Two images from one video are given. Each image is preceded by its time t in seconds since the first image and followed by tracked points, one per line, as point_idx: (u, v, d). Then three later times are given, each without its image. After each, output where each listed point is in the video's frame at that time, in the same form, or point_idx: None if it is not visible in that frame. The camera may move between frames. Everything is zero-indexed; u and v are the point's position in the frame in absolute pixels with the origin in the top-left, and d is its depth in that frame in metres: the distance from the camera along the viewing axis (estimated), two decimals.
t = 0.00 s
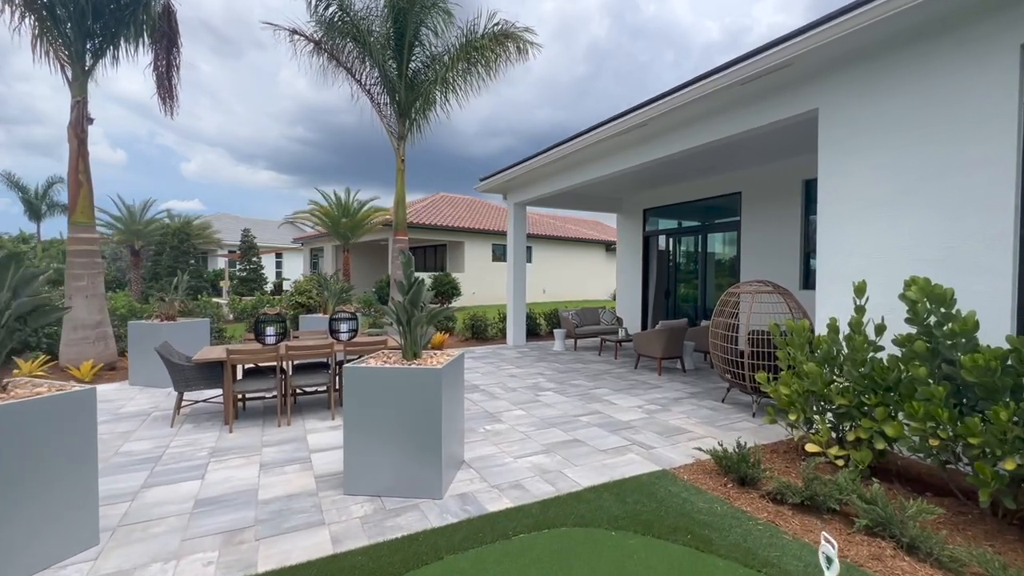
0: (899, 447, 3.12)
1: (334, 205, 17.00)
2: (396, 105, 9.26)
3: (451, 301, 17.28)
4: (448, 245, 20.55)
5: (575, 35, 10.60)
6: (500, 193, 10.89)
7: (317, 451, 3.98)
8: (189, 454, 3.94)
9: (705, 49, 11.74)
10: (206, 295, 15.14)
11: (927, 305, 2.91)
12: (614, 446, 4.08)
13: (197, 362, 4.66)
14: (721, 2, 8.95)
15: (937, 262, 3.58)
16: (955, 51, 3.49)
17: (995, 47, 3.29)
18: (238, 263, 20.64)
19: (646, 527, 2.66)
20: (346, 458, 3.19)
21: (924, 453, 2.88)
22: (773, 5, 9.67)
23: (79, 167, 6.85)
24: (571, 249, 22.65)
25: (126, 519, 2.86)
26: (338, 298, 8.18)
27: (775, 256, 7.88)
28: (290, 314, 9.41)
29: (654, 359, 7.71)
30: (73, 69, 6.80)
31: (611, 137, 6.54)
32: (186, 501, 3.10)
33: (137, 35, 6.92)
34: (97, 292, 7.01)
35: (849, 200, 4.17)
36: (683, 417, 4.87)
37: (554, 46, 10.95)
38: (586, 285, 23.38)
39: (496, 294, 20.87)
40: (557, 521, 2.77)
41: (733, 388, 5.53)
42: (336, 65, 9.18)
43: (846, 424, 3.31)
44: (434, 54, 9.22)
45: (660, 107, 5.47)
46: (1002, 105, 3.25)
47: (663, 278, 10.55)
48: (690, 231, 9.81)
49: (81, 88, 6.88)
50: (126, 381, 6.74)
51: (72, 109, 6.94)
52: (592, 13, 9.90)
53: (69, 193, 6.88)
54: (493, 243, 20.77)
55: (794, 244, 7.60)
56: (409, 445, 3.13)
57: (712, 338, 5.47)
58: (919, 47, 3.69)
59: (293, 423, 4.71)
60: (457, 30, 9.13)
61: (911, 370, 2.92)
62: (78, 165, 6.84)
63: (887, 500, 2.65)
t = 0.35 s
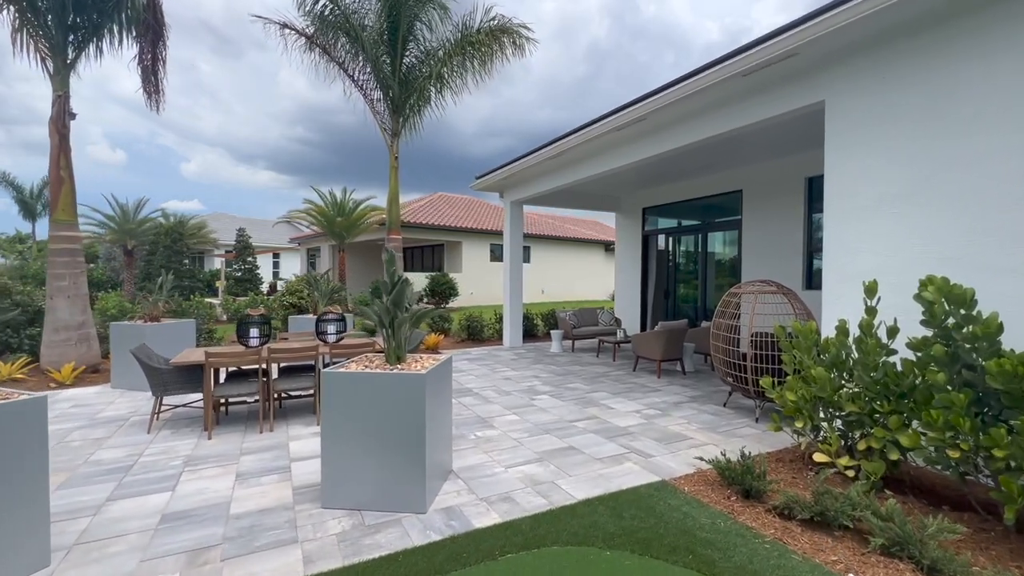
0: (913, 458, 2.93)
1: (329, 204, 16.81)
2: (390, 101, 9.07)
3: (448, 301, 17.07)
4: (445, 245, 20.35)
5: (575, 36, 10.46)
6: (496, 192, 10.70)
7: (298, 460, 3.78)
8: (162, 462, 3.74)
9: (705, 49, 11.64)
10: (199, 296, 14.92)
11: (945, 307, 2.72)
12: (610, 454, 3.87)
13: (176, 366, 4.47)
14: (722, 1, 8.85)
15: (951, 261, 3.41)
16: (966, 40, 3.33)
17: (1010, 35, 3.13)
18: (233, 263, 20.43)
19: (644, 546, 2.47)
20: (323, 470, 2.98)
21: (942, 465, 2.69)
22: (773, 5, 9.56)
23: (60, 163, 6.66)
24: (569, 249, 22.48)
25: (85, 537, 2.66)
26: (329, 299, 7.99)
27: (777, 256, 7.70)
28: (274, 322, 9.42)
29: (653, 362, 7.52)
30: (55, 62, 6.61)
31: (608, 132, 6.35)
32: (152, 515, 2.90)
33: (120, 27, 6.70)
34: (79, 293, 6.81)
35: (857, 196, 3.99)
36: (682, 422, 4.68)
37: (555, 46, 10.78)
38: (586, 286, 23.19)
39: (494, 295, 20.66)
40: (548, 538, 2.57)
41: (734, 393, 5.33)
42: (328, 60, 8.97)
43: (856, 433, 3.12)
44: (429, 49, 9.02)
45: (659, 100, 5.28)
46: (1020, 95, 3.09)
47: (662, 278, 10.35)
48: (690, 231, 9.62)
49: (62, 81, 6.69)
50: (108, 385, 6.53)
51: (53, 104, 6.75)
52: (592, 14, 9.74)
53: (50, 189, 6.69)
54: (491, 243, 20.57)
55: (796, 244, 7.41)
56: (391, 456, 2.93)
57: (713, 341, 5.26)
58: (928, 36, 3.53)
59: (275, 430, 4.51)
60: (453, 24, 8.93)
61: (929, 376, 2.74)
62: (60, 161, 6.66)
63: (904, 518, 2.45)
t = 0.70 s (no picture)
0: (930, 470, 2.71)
1: (323, 203, 16.57)
2: (381, 96, 8.87)
3: (443, 302, 16.84)
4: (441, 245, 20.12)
5: (575, 36, 10.20)
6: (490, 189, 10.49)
7: (272, 471, 3.54)
8: (127, 474, 3.49)
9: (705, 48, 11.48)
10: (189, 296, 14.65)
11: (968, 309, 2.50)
12: (606, 464, 3.64)
13: (148, 369, 4.23)
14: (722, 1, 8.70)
15: (964, 259, 3.20)
16: (960, 32, 3.22)
17: (1011, 23, 2.99)
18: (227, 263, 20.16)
19: (641, 570, 2.24)
20: (293, 485, 2.75)
21: (964, 480, 2.47)
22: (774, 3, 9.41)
23: (37, 158, 6.44)
24: (567, 250, 22.27)
25: (27, 561, 2.41)
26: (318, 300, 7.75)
27: (778, 255, 7.49)
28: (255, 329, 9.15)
29: (651, 364, 7.30)
30: (31, 53, 6.39)
31: (604, 127, 6.15)
32: (105, 535, 2.66)
33: (98, 18, 6.46)
34: (56, 293, 6.56)
35: (859, 191, 3.81)
36: (682, 429, 4.45)
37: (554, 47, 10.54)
38: (584, 286, 22.96)
39: (490, 295, 20.43)
40: (536, 561, 2.35)
41: (736, 398, 5.10)
42: (317, 54, 8.74)
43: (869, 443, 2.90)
44: (421, 43, 8.81)
45: (655, 93, 5.08)
46: None
47: (661, 278, 10.13)
48: (688, 229, 9.41)
49: (39, 73, 6.45)
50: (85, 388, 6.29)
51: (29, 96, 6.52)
52: (592, 14, 9.52)
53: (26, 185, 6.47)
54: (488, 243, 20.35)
55: (799, 243, 7.20)
56: (367, 469, 2.70)
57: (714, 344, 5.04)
58: (927, 25, 3.39)
59: (253, 437, 4.28)
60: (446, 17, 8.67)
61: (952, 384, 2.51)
62: (37, 156, 6.43)
63: (927, 540, 2.22)
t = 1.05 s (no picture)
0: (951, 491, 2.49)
1: (316, 202, 16.29)
2: (372, 92, 8.64)
3: (439, 303, 16.60)
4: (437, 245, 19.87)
5: (573, 36, 9.97)
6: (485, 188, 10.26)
7: (241, 488, 3.29)
8: (84, 491, 3.23)
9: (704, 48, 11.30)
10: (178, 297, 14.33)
11: (998, 317, 2.27)
12: (601, 479, 3.40)
13: (114, 377, 3.98)
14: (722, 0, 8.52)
15: (984, 262, 2.99)
16: (946, 30, 3.15)
17: None
18: (218, 263, 19.86)
19: None
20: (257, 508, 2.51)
21: (993, 506, 2.24)
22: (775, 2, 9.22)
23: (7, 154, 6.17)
24: (564, 250, 22.06)
25: None
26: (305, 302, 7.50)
27: (781, 257, 7.27)
28: (239, 333, 8.91)
29: (649, 368, 7.07)
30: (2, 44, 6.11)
31: (599, 123, 5.93)
32: (46, 566, 2.39)
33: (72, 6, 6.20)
34: (28, 295, 6.28)
35: (868, 189, 3.60)
36: (682, 439, 4.21)
37: (552, 48, 10.32)
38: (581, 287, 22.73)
39: (486, 296, 20.19)
40: None
41: (738, 405, 4.87)
42: (304, 47, 8.41)
43: (886, 461, 2.68)
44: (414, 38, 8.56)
45: (652, 87, 4.87)
46: None
47: (659, 279, 9.91)
48: (686, 229, 9.18)
49: (10, 65, 6.18)
50: (56, 395, 6.01)
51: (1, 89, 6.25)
52: (590, 15, 9.30)
53: None
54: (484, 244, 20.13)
55: (802, 243, 6.98)
56: (338, 492, 2.45)
57: (715, 349, 4.80)
58: (925, 18, 3.26)
59: (225, 450, 4.01)
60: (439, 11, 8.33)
61: (983, 399, 2.27)
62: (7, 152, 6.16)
63: None
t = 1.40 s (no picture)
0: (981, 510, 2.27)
1: (308, 201, 16.05)
2: (362, 87, 8.41)
3: (434, 304, 16.37)
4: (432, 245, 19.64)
5: (571, 36, 9.74)
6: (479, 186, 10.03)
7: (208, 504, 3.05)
8: (38, 508, 2.99)
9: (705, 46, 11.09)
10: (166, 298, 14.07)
11: None
12: (596, 493, 3.17)
13: (78, 385, 3.71)
14: None
15: (1007, 262, 2.77)
16: (950, 19, 3.01)
17: None
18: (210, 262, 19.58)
19: None
20: (216, 528, 2.27)
21: None
22: None
23: None
24: (562, 250, 21.82)
25: None
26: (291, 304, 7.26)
27: (782, 258, 7.06)
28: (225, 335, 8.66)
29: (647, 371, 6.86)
30: None
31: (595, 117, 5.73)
32: None
33: None
34: None
35: (880, 183, 3.38)
36: (681, 448, 3.99)
37: (549, 48, 10.11)
38: (579, 288, 22.48)
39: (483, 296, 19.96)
40: None
41: (739, 412, 4.66)
42: (292, 40, 8.08)
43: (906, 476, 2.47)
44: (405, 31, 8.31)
45: (649, 78, 4.67)
46: None
47: (657, 279, 9.70)
48: (684, 228, 8.97)
49: None
50: (29, 398, 5.76)
51: None
52: (588, 16, 9.03)
53: None
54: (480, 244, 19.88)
55: (804, 242, 6.77)
56: (306, 513, 2.22)
57: (716, 352, 4.59)
58: (917, 13, 3.17)
59: (197, 461, 3.77)
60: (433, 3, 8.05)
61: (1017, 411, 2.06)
62: None
63: None
